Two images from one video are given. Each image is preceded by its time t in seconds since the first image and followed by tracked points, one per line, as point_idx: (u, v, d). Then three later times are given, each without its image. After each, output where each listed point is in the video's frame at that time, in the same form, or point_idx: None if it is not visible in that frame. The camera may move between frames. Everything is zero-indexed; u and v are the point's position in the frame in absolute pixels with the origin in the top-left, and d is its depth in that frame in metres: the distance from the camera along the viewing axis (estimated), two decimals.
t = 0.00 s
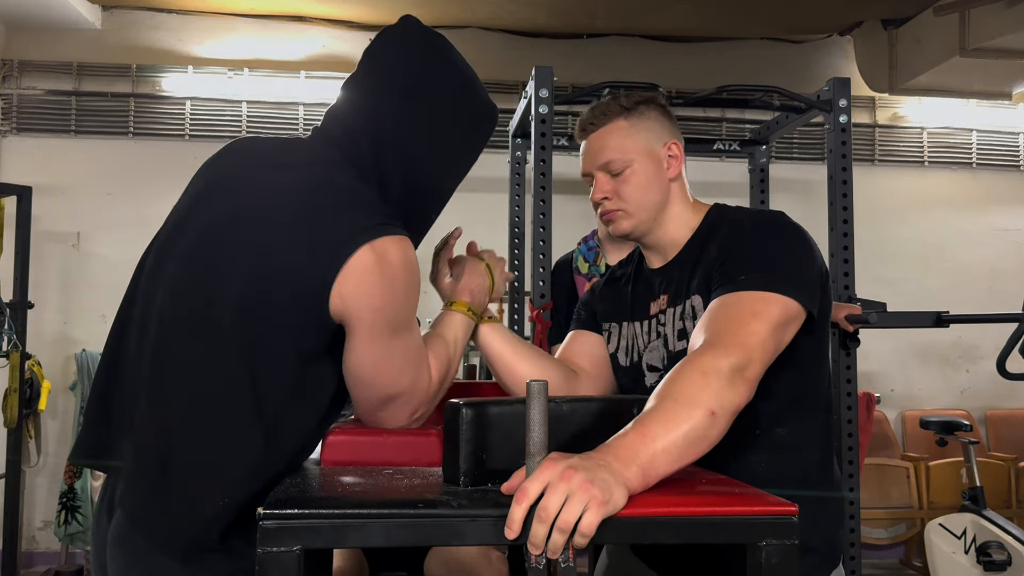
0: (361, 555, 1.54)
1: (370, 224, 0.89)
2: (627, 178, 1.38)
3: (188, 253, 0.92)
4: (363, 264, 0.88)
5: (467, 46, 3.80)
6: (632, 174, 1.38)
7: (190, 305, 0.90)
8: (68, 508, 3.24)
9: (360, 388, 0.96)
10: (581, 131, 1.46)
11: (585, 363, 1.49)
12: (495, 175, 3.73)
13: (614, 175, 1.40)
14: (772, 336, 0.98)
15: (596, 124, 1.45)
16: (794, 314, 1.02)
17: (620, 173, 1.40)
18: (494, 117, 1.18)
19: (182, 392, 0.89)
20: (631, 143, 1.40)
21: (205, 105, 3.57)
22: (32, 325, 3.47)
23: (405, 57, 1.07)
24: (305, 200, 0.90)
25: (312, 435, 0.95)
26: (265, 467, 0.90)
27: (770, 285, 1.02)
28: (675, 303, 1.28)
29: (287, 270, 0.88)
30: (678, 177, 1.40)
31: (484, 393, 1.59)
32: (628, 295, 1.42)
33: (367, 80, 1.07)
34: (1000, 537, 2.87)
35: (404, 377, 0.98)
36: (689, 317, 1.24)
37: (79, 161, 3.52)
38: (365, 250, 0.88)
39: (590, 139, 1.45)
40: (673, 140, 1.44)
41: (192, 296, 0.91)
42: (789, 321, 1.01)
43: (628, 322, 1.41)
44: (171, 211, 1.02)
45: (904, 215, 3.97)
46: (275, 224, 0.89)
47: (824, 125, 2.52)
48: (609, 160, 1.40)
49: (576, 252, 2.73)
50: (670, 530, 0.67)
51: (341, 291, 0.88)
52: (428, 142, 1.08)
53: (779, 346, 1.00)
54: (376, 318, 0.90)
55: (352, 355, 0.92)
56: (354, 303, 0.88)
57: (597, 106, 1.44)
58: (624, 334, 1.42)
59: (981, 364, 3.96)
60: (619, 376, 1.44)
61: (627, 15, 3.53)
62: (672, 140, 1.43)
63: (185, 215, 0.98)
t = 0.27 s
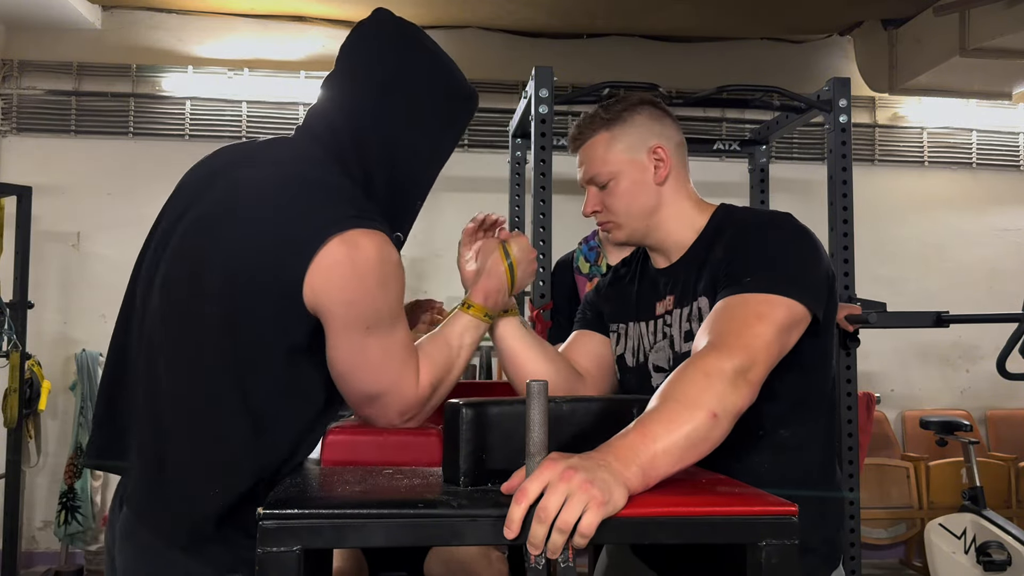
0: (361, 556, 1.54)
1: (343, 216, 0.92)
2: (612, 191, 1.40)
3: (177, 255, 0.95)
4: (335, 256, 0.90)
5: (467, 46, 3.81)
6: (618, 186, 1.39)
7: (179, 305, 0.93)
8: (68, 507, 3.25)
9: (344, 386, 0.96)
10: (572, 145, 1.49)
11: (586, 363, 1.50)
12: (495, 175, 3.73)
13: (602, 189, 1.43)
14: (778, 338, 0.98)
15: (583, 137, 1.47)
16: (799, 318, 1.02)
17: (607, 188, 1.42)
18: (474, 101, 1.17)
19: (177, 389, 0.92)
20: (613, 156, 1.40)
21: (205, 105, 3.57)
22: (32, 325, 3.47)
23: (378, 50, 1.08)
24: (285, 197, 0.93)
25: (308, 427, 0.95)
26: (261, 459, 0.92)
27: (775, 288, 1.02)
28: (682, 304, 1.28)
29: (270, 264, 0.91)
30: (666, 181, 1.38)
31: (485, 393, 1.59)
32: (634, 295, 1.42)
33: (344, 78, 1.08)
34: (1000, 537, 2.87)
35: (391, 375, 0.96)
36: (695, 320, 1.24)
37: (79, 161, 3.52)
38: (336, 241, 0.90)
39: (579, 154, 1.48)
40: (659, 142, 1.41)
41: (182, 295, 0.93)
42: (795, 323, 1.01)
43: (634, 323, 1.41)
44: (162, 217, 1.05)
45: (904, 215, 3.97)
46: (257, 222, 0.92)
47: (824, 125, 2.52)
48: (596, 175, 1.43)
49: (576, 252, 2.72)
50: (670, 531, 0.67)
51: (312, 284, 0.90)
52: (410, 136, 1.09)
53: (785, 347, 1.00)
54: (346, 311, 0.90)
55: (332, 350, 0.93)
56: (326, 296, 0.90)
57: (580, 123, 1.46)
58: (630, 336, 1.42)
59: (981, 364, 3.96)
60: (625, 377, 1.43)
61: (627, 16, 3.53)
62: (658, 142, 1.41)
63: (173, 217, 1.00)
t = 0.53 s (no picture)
0: (361, 556, 1.54)
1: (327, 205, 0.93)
2: (607, 195, 1.41)
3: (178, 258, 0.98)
4: (324, 245, 0.91)
5: (467, 46, 3.80)
6: (611, 190, 1.40)
7: (179, 305, 0.96)
8: (68, 507, 3.25)
9: (338, 377, 0.96)
10: (571, 146, 1.49)
11: (585, 359, 1.51)
12: (495, 175, 3.73)
13: (598, 191, 1.44)
14: (779, 338, 0.99)
15: (581, 139, 1.47)
16: (799, 320, 1.02)
17: (602, 192, 1.43)
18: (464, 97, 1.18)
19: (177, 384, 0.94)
20: (606, 160, 1.41)
21: (206, 105, 3.57)
22: (32, 325, 3.47)
23: (363, 49, 1.09)
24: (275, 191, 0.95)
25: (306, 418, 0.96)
26: (260, 451, 0.93)
27: (777, 290, 1.02)
28: (683, 304, 1.28)
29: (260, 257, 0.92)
30: (659, 185, 1.37)
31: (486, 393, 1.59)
32: (633, 290, 1.42)
33: (334, 81, 1.11)
34: (1000, 537, 2.87)
35: (384, 366, 0.96)
36: (695, 320, 1.25)
37: (79, 161, 3.52)
38: (327, 229, 0.92)
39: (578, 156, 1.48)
40: (653, 144, 1.39)
41: (180, 294, 0.96)
42: (795, 326, 1.01)
43: (631, 317, 1.41)
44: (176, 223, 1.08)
45: (904, 215, 3.97)
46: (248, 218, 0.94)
47: (824, 125, 2.52)
48: (592, 179, 1.44)
49: (576, 251, 2.72)
50: (671, 530, 0.67)
51: (302, 271, 0.91)
52: (402, 134, 1.11)
53: (786, 347, 1.00)
54: (336, 299, 0.91)
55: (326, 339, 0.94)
56: (315, 285, 0.91)
57: (577, 126, 1.46)
58: (628, 331, 1.41)
59: (981, 364, 3.96)
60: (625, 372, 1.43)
61: (627, 16, 3.53)
62: (652, 145, 1.39)
63: (180, 222, 1.04)
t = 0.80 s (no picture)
0: (361, 555, 1.54)
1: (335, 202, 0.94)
2: (586, 188, 1.41)
3: (192, 252, 1.00)
4: (338, 238, 0.92)
5: (467, 46, 3.80)
6: (591, 185, 1.40)
7: (191, 301, 0.97)
8: (68, 507, 3.25)
9: (346, 369, 0.96)
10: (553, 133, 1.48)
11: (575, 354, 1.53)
12: (495, 175, 3.73)
13: (576, 183, 1.43)
14: (751, 324, 0.97)
15: (565, 129, 1.46)
16: (759, 307, 1.01)
17: (580, 184, 1.42)
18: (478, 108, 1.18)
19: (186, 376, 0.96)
20: (589, 154, 1.40)
21: (205, 105, 3.57)
22: (32, 325, 3.47)
23: (394, 53, 1.11)
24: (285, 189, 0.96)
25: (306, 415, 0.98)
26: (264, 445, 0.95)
27: (738, 281, 1.02)
28: (637, 304, 1.30)
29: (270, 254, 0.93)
30: (639, 186, 1.39)
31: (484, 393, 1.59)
32: (597, 288, 1.45)
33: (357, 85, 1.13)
34: (1000, 537, 2.87)
35: (389, 358, 0.95)
36: (648, 319, 1.27)
37: (79, 161, 3.52)
38: (337, 222, 0.92)
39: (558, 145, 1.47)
40: (637, 146, 1.40)
41: (192, 288, 0.97)
42: (761, 311, 1.01)
43: (593, 314, 1.44)
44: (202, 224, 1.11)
45: (904, 215, 3.97)
46: (259, 214, 0.95)
47: (824, 125, 2.52)
48: (571, 170, 1.43)
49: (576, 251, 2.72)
50: (672, 531, 0.67)
51: (314, 262, 0.92)
52: (417, 137, 1.12)
53: (760, 332, 0.99)
54: (348, 288, 0.91)
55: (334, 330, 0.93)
56: (326, 275, 0.91)
57: (564, 115, 1.44)
58: (591, 326, 1.44)
59: (981, 364, 3.96)
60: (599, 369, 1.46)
61: (627, 16, 3.53)
62: (637, 147, 1.40)
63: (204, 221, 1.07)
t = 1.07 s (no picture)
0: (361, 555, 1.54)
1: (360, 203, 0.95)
2: (595, 196, 1.44)
3: (201, 249, 0.99)
4: (359, 239, 0.92)
5: (467, 46, 3.80)
6: (602, 193, 1.43)
7: (199, 302, 0.96)
8: (68, 507, 3.25)
9: (356, 375, 0.96)
10: (558, 140, 1.50)
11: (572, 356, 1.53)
12: (495, 175, 3.73)
13: (585, 190, 1.46)
14: (758, 340, 0.99)
15: (570, 137, 1.48)
16: (763, 324, 1.03)
17: (590, 191, 1.45)
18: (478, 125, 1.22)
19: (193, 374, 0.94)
20: (602, 162, 1.44)
21: (205, 105, 3.57)
22: (33, 326, 3.47)
23: (393, 63, 1.13)
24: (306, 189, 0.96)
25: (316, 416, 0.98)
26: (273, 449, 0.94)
27: (739, 298, 1.05)
28: (639, 319, 1.35)
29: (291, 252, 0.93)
30: (648, 196, 1.44)
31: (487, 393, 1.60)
32: (597, 297, 1.50)
33: (363, 93, 1.15)
34: (1000, 537, 2.87)
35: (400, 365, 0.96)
36: (651, 335, 1.32)
37: (79, 161, 3.52)
38: (360, 225, 0.93)
39: (564, 152, 1.49)
40: (645, 158, 1.47)
41: (203, 285, 0.96)
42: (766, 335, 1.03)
43: (594, 324, 1.49)
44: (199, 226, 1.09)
45: (904, 215, 3.97)
46: (280, 212, 0.95)
47: (824, 125, 2.52)
48: (580, 176, 1.45)
49: (576, 251, 2.71)
50: (671, 531, 0.67)
51: (336, 264, 0.92)
52: (422, 145, 1.15)
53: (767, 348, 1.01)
54: (371, 291, 0.92)
55: (349, 332, 0.94)
56: (349, 276, 0.92)
57: (575, 121, 1.47)
58: (590, 336, 1.50)
59: (981, 364, 3.96)
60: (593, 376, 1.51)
61: (627, 16, 3.53)
62: (645, 159, 1.46)
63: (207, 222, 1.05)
